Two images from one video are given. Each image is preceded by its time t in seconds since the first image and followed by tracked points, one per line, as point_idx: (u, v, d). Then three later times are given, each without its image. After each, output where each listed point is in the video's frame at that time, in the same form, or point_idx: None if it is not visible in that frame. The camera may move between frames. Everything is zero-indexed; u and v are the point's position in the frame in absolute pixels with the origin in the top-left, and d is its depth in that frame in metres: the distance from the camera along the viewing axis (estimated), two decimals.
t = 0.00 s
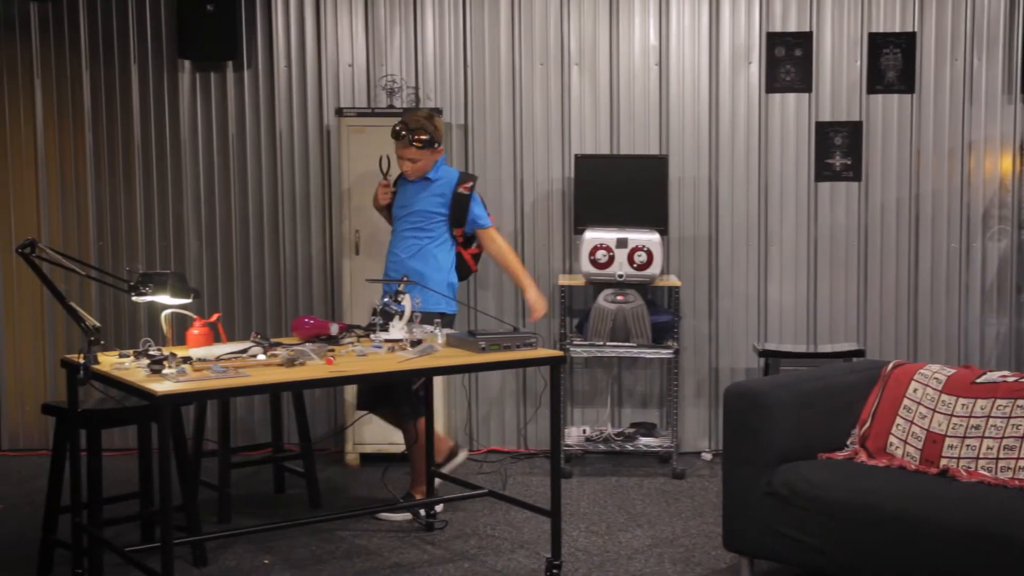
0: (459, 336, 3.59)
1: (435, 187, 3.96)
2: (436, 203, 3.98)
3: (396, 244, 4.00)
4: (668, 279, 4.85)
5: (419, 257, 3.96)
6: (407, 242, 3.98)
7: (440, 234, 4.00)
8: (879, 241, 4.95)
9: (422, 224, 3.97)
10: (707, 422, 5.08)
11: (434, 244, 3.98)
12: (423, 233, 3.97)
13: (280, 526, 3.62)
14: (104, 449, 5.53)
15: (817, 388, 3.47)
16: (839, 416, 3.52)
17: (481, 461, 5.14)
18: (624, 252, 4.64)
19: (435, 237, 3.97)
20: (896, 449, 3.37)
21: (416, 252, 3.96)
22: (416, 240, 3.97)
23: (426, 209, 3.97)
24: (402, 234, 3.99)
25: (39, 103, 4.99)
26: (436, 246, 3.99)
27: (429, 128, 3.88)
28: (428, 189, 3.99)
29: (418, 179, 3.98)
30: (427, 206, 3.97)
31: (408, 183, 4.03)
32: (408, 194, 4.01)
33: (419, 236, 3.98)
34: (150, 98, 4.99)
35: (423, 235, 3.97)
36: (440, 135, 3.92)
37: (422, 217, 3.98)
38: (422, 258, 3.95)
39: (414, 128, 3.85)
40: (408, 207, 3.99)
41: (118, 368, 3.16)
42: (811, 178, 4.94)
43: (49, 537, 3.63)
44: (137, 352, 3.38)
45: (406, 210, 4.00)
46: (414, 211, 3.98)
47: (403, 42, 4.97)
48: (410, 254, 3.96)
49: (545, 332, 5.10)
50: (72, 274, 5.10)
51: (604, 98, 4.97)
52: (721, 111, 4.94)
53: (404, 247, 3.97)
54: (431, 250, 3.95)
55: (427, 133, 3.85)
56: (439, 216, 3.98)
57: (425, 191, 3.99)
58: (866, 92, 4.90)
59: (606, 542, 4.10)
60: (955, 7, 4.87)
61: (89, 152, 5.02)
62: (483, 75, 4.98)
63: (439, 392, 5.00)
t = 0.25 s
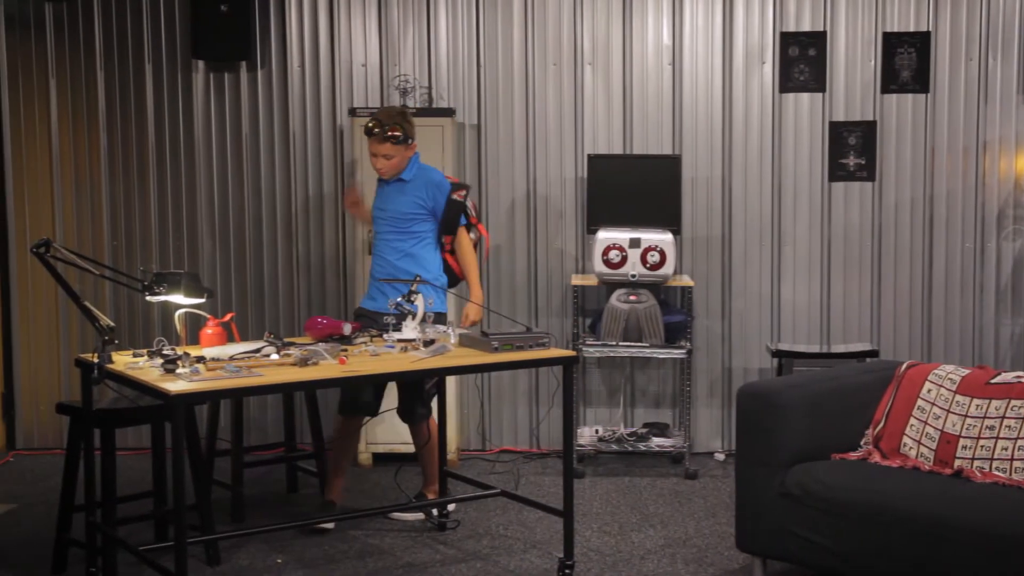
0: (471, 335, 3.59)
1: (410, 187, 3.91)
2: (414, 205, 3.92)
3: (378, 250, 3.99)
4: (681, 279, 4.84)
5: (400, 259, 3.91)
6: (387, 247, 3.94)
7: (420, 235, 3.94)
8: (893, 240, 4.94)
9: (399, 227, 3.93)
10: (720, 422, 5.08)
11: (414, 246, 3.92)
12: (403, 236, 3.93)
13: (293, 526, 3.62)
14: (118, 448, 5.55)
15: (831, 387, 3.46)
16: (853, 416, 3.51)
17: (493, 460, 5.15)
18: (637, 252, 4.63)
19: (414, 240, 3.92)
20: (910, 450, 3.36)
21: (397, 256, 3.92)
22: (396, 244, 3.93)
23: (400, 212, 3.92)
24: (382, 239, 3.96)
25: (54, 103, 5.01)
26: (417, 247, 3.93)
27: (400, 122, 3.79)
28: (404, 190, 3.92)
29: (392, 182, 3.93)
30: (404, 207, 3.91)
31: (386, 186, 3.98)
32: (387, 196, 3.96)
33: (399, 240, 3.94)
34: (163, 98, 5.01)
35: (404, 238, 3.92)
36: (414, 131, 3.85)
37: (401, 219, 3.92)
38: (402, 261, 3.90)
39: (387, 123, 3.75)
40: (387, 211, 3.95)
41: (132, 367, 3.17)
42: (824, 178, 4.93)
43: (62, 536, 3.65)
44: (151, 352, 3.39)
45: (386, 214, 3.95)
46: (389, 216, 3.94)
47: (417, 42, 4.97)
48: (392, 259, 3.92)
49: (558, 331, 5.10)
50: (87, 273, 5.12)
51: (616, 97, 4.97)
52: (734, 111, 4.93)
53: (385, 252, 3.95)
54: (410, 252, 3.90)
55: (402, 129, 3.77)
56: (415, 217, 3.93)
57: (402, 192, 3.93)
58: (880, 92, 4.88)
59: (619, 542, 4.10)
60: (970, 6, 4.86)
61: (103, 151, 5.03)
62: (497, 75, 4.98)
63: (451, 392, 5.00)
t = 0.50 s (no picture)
0: (481, 334, 3.58)
1: (393, 193, 3.85)
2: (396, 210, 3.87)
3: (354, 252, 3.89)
4: (691, 279, 4.83)
5: (382, 263, 3.85)
6: (367, 250, 3.86)
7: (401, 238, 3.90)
8: (904, 239, 4.93)
9: (382, 231, 3.87)
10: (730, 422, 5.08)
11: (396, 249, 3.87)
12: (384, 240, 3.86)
13: (303, 524, 3.62)
14: (128, 447, 5.56)
15: (841, 387, 3.45)
16: (864, 416, 3.50)
17: (503, 460, 5.15)
18: (646, 252, 4.62)
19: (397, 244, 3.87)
20: (920, 450, 3.35)
21: (379, 259, 3.85)
22: (377, 247, 3.86)
23: (383, 216, 3.85)
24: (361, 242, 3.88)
25: (65, 103, 5.02)
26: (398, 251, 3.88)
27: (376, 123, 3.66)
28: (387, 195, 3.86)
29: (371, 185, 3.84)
30: (388, 212, 3.85)
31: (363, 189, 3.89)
32: (365, 199, 3.87)
33: (381, 244, 3.87)
34: (174, 97, 5.02)
35: (384, 243, 3.86)
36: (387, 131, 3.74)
37: (383, 224, 3.86)
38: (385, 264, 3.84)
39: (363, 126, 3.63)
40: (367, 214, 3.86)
41: (142, 366, 3.17)
42: (834, 178, 4.92)
43: (73, 534, 3.65)
44: (161, 351, 3.39)
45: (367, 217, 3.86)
46: (371, 219, 3.85)
47: (426, 42, 4.98)
48: (371, 262, 3.85)
49: (567, 331, 5.10)
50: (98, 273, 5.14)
51: (626, 96, 4.96)
52: (744, 110, 4.92)
53: (364, 255, 3.86)
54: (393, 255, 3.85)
55: (377, 130, 3.66)
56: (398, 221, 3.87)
57: (384, 197, 3.86)
58: (890, 91, 4.87)
59: (628, 542, 4.10)
60: (980, 5, 4.85)
61: (114, 151, 5.04)
62: (506, 75, 4.98)
63: (461, 391, 5.00)
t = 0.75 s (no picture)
0: (491, 334, 3.58)
1: (380, 191, 3.83)
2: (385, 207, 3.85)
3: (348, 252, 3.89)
4: (701, 279, 4.82)
5: (378, 261, 3.85)
6: (361, 250, 3.85)
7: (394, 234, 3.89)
8: (915, 238, 4.92)
9: (374, 229, 3.85)
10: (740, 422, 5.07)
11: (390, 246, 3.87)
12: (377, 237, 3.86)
13: (313, 523, 3.61)
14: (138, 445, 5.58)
15: (852, 387, 3.44)
16: (875, 416, 3.49)
17: (513, 459, 5.15)
18: (656, 251, 4.61)
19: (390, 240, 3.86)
20: (931, 450, 3.34)
21: (373, 257, 3.85)
22: (370, 246, 3.85)
23: (373, 215, 3.84)
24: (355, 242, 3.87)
25: (77, 103, 5.03)
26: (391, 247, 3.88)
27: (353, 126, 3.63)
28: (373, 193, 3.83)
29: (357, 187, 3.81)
30: (377, 211, 3.83)
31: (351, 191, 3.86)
32: (353, 201, 3.84)
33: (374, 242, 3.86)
34: (184, 97, 5.02)
35: (377, 241, 3.85)
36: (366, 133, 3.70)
37: (374, 222, 3.85)
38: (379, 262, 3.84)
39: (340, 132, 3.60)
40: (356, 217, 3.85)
41: (153, 365, 3.18)
42: (846, 177, 4.91)
43: (84, 532, 3.65)
44: (172, 350, 3.39)
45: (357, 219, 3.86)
46: (361, 219, 3.84)
47: (437, 42, 4.97)
48: (366, 261, 3.84)
49: (577, 330, 5.09)
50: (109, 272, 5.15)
51: (636, 95, 4.96)
52: (755, 110, 4.91)
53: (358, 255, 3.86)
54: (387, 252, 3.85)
55: (354, 133, 3.62)
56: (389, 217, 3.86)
57: (371, 197, 3.83)
58: (902, 90, 4.86)
59: (638, 542, 4.10)
60: (992, 4, 4.83)
61: (125, 150, 5.05)
62: (517, 74, 4.98)
63: (471, 391, 5.01)
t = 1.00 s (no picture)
0: (491, 330, 3.58)
1: (376, 190, 3.80)
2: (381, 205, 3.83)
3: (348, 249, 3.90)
4: (701, 274, 4.82)
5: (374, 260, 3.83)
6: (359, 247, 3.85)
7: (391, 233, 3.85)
8: (915, 234, 4.92)
9: (370, 227, 3.84)
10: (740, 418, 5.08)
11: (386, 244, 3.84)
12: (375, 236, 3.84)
13: (313, 519, 3.61)
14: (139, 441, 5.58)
15: (852, 383, 3.45)
16: (875, 412, 3.49)
17: (512, 455, 5.15)
18: (657, 247, 4.61)
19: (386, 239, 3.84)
20: (931, 446, 3.34)
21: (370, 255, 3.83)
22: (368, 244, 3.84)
23: (370, 213, 3.83)
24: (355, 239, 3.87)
25: (77, 99, 5.03)
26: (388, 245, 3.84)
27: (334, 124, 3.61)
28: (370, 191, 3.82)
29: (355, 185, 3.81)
30: (373, 210, 3.82)
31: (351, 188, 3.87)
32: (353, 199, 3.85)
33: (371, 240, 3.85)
34: (184, 92, 5.02)
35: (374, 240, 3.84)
36: (353, 130, 3.65)
37: (370, 221, 3.83)
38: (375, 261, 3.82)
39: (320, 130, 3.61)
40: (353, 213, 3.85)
41: (153, 361, 3.17)
42: (846, 172, 4.91)
43: (84, 528, 3.65)
44: (172, 346, 3.39)
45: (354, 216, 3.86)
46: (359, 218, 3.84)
47: (437, 38, 4.97)
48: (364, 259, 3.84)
49: (577, 326, 5.09)
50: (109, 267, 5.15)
51: (637, 91, 4.95)
52: (756, 105, 4.91)
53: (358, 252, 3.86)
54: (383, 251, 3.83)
55: (331, 131, 3.60)
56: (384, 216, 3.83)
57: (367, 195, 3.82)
58: (902, 86, 4.86)
59: (637, 537, 4.10)
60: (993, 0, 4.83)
61: (125, 146, 5.05)
62: (517, 70, 4.98)
63: (471, 388, 5.02)
